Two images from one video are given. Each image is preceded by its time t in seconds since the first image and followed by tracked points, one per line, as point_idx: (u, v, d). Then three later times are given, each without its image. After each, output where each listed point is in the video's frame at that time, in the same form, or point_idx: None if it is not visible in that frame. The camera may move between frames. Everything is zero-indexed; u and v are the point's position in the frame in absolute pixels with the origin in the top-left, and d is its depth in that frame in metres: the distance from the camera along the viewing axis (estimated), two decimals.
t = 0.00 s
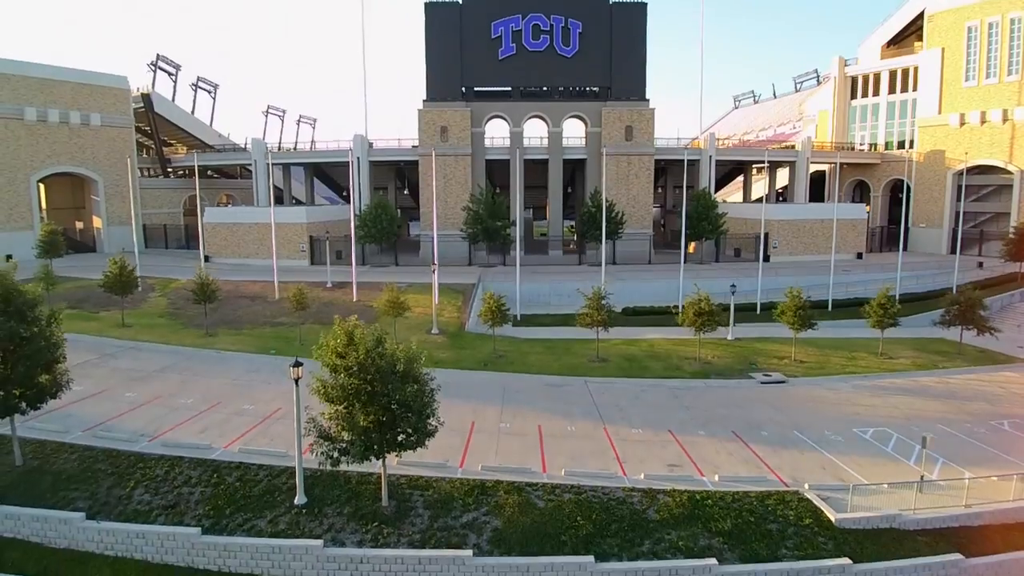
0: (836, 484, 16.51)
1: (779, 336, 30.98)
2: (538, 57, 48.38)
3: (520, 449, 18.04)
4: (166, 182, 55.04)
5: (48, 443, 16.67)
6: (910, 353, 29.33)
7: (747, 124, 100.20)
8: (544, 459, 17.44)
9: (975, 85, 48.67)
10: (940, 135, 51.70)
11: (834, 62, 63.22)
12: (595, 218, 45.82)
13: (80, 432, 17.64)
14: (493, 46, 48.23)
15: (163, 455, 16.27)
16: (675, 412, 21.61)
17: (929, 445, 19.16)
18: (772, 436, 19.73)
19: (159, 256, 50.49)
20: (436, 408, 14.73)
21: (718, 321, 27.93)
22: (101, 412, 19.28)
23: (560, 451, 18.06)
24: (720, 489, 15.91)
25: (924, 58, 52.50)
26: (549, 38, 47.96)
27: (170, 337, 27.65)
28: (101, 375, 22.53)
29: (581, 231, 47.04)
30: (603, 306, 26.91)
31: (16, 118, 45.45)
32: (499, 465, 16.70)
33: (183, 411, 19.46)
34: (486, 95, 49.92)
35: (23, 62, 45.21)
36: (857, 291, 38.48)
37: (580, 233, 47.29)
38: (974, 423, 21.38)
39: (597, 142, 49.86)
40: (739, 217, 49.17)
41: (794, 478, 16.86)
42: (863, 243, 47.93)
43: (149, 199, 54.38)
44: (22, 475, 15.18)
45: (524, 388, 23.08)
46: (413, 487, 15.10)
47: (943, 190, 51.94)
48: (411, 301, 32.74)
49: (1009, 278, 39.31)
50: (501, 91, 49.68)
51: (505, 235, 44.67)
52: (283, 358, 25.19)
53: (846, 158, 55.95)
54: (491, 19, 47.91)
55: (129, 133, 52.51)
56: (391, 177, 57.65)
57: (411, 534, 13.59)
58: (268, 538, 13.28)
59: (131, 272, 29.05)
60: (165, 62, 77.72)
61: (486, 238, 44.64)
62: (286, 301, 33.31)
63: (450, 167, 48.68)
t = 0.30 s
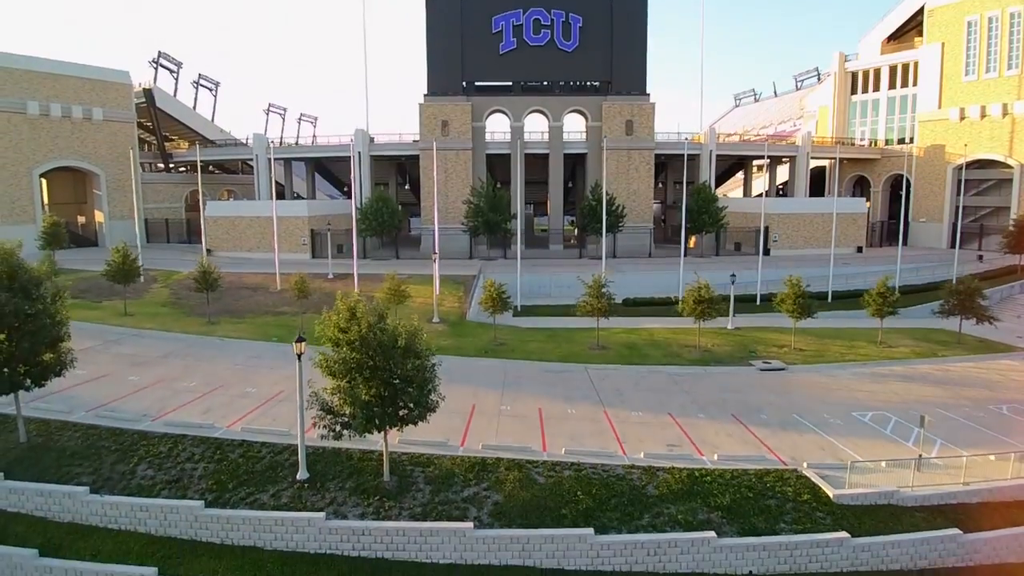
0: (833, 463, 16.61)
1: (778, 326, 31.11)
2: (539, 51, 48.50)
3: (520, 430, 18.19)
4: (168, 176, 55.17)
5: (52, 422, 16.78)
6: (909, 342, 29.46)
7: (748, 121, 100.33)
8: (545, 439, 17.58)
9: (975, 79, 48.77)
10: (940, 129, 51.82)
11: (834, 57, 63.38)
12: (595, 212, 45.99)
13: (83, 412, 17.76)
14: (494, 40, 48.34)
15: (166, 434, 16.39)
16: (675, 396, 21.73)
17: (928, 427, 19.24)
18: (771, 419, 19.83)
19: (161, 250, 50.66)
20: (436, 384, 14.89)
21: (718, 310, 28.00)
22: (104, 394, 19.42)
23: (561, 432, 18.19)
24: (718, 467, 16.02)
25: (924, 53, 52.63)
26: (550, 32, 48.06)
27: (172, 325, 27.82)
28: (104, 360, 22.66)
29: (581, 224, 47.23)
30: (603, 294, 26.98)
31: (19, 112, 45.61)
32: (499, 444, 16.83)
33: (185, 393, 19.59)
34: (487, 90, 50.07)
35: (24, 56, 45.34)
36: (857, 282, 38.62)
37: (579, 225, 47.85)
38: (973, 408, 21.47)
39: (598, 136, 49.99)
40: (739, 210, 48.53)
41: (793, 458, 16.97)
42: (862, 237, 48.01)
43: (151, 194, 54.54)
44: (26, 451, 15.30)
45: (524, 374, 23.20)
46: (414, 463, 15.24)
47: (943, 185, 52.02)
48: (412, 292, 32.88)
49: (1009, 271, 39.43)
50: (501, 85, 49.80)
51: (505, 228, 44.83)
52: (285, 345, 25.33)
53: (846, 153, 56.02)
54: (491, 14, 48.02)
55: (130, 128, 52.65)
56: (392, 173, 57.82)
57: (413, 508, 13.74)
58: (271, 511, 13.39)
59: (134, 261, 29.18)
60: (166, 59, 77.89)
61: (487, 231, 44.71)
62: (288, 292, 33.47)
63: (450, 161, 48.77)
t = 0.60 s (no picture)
0: (832, 442, 16.70)
1: (779, 316, 31.19)
2: (539, 46, 48.61)
3: (521, 411, 18.30)
4: (170, 171, 55.30)
5: (54, 402, 16.84)
6: (908, 331, 29.56)
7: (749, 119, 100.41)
8: (545, 420, 17.65)
9: (975, 74, 48.93)
10: (940, 124, 51.93)
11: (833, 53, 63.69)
12: (596, 205, 46.11)
13: (86, 392, 17.86)
14: (495, 35, 48.42)
15: (168, 412, 16.46)
16: (675, 381, 21.82)
17: (927, 410, 19.32)
18: (770, 403, 19.91)
19: (163, 244, 50.79)
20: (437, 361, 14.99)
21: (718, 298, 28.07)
22: (107, 376, 19.51)
23: (561, 413, 18.29)
24: (718, 445, 16.07)
25: (924, 48, 52.95)
26: (551, 26, 48.17)
27: (174, 313, 27.93)
28: (107, 345, 22.76)
29: (583, 217, 47.32)
30: (604, 282, 27.02)
31: (21, 106, 45.74)
32: (499, 423, 16.90)
33: (187, 376, 19.68)
34: (487, 84, 50.18)
35: (26, 51, 45.45)
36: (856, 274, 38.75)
37: (578, 217, 49.00)
38: (973, 393, 21.53)
39: (598, 131, 50.11)
40: (740, 205, 48.46)
41: (791, 438, 17.05)
42: (863, 231, 48.01)
43: (152, 189, 54.68)
44: (29, 428, 15.38)
45: (525, 359, 23.29)
46: (415, 441, 15.34)
47: (943, 179, 52.09)
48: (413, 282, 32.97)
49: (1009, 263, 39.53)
50: (502, 80, 49.92)
51: (506, 221, 44.94)
52: (286, 332, 25.43)
53: (846, 147, 56.11)
54: (492, 8, 48.09)
55: (132, 123, 52.76)
56: (393, 168, 57.92)
57: (414, 482, 13.83)
58: (274, 484, 13.47)
59: (136, 250, 29.28)
60: (167, 56, 78.04)
61: (488, 224, 44.78)
62: (289, 282, 33.57)
63: (451, 155, 48.89)
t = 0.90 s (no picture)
0: (831, 422, 16.79)
1: (779, 305, 31.27)
2: (540, 40, 48.66)
3: (521, 393, 18.39)
4: (171, 167, 55.41)
5: (57, 381, 16.92)
6: (908, 320, 29.63)
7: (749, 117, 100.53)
8: (546, 401, 17.74)
9: (974, 68, 48.87)
10: (940, 119, 51.97)
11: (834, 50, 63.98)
12: (597, 198, 46.16)
13: (88, 373, 17.93)
14: (496, 29, 48.47)
15: (170, 391, 16.53)
16: (675, 366, 21.89)
17: (926, 393, 19.36)
18: (770, 386, 19.98)
19: (164, 239, 50.93)
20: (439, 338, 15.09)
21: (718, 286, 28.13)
22: (110, 359, 19.60)
23: (562, 395, 18.38)
24: (718, 424, 16.15)
25: (924, 43, 52.78)
26: (551, 21, 48.21)
27: (176, 302, 28.04)
28: (109, 331, 22.86)
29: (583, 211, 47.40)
30: (604, 270, 27.07)
31: (23, 101, 45.90)
32: (500, 404, 16.96)
33: (189, 359, 19.76)
34: (487, 79, 50.23)
35: (28, 45, 45.65)
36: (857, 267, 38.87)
37: (578, 210, 49.41)
38: (972, 377, 21.58)
39: (599, 125, 50.22)
40: (741, 200, 48.11)
41: (791, 418, 17.13)
42: (863, 225, 48.02)
43: (153, 184, 54.81)
44: (32, 406, 15.46)
45: (525, 345, 23.38)
46: (416, 419, 15.41)
47: (943, 175, 52.17)
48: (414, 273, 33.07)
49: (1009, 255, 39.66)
50: (503, 75, 50.00)
51: (507, 215, 45.02)
52: (288, 320, 25.52)
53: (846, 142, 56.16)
54: (493, 3, 48.15)
55: (133, 118, 52.89)
56: (394, 163, 58.05)
57: (415, 457, 13.91)
58: (276, 459, 13.54)
59: (138, 239, 29.39)
60: (168, 53, 78.18)
61: (489, 217, 44.85)
62: (290, 273, 33.68)
63: (452, 150, 49.03)
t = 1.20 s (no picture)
0: (831, 402, 16.83)
1: (779, 296, 31.33)
2: (541, 35, 48.66)
3: (522, 375, 18.46)
4: (173, 162, 55.52)
5: (59, 362, 16.98)
6: (908, 310, 29.70)
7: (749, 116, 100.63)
8: (546, 383, 17.81)
9: (974, 63, 48.91)
10: (941, 114, 52.01)
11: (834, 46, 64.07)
12: (598, 191, 46.15)
13: (90, 355, 18.00)
14: (497, 25, 48.46)
15: (172, 371, 16.59)
16: (676, 352, 21.94)
17: (926, 377, 19.41)
18: (771, 370, 20.04)
19: (165, 233, 51.04)
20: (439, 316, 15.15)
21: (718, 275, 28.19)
22: (112, 343, 19.67)
23: (563, 378, 18.46)
24: (719, 404, 16.19)
25: (924, 38, 52.83)
26: (552, 16, 48.17)
27: (177, 291, 28.12)
28: (111, 317, 22.93)
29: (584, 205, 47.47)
30: (604, 258, 27.08)
31: (25, 95, 46.01)
32: (501, 384, 17.01)
33: (190, 343, 19.82)
34: (488, 74, 50.23)
35: (30, 40, 45.77)
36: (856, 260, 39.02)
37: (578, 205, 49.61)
38: (972, 363, 21.62)
39: (599, 120, 50.28)
40: (742, 194, 48.15)
41: (791, 399, 17.18)
42: (863, 219, 48.06)
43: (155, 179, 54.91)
44: (34, 384, 15.53)
45: (525, 332, 23.43)
46: (417, 397, 15.49)
47: (943, 170, 52.24)
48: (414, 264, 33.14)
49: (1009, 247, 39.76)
50: (504, 70, 50.00)
51: (508, 208, 45.04)
52: (289, 308, 25.59)
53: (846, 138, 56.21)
54: None
55: (135, 113, 52.98)
56: (395, 159, 58.13)
57: (416, 433, 13.98)
58: (277, 434, 13.60)
59: (139, 229, 29.46)
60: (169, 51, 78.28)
61: (489, 211, 44.81)
62: (291, 264, 33.76)
63: (453, 145, 49.13)
